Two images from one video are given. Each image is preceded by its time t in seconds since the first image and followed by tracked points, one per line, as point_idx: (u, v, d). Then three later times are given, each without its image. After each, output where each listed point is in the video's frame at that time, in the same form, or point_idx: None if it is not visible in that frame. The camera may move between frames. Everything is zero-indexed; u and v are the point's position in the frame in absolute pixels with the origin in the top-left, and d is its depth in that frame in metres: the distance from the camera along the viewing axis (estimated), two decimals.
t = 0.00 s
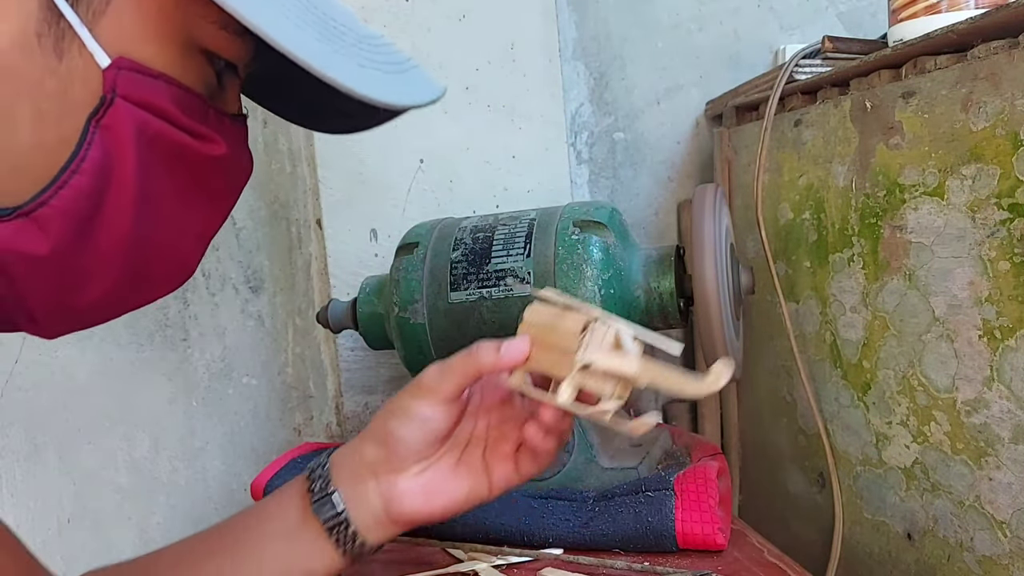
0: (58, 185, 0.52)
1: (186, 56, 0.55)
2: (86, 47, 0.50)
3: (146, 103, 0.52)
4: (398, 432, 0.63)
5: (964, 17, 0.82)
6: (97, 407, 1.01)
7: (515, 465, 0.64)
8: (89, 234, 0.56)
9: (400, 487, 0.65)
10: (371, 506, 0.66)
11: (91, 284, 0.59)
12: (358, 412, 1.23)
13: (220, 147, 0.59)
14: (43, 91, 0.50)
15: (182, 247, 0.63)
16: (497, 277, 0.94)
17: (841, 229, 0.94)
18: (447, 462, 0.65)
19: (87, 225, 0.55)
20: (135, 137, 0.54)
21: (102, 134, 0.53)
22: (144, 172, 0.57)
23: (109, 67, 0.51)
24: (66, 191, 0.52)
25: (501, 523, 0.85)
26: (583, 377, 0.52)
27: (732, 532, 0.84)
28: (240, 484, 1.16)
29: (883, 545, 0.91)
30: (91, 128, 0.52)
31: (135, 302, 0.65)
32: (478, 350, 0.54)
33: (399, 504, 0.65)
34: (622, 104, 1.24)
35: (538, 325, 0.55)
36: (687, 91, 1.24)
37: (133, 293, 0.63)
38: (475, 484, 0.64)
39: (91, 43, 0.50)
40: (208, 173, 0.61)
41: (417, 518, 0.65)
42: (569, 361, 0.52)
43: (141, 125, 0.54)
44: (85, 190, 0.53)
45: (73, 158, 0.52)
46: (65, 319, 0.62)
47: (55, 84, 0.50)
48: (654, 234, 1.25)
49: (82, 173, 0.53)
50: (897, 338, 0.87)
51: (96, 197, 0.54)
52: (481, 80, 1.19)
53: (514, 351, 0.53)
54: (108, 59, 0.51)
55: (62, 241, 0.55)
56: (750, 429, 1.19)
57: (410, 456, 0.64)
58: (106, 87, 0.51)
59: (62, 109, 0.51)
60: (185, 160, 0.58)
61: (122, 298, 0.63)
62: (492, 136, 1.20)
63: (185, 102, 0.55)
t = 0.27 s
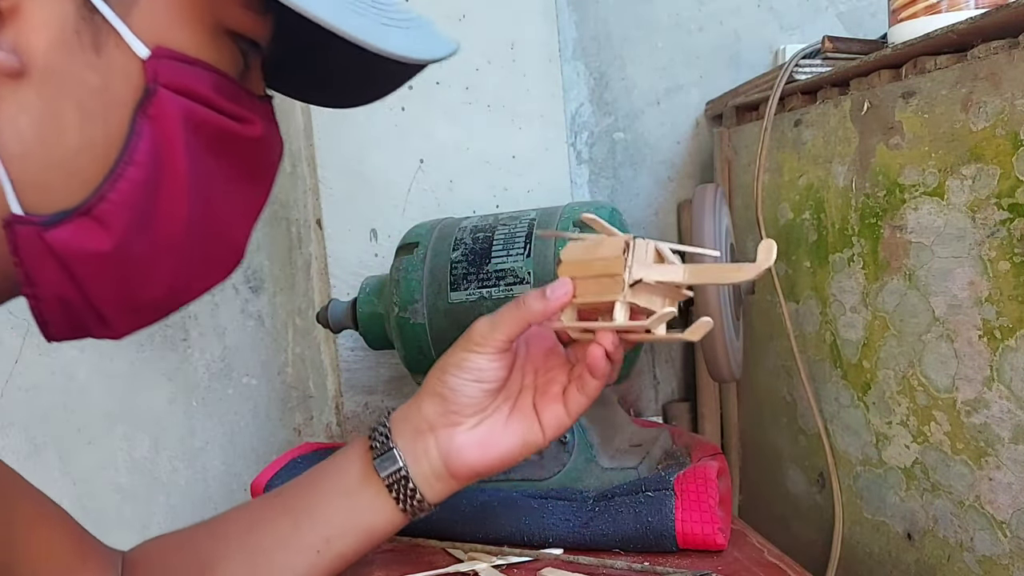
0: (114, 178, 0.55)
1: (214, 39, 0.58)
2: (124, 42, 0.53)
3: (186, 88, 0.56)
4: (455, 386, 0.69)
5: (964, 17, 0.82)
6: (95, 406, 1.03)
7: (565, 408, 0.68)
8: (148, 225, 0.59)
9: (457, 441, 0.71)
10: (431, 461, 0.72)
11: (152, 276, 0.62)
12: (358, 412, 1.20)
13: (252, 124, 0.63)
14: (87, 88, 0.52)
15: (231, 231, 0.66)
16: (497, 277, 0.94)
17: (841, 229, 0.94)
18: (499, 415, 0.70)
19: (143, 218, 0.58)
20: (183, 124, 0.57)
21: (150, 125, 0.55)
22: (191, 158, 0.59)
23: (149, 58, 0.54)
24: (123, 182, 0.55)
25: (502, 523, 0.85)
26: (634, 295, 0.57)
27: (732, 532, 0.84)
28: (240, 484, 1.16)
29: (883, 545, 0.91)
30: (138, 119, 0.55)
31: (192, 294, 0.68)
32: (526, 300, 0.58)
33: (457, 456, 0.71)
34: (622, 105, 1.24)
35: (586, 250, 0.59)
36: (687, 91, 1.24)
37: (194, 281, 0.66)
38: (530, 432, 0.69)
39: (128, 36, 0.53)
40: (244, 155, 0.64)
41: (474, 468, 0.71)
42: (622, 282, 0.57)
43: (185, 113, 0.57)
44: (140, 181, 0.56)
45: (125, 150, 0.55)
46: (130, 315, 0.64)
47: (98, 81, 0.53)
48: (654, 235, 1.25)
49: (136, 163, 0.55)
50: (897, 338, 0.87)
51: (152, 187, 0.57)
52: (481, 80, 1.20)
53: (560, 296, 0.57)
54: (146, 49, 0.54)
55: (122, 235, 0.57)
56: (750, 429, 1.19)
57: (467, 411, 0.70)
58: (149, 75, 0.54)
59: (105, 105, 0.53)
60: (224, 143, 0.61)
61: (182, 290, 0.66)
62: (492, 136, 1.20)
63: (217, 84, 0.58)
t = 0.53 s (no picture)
0: (198, 265, 0.54)
1: (309, 126, 0.56)
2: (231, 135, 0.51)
3: (280, 177, 0.54)
4: (460, 411, 0.77)
5: (964, 17, 0.82)
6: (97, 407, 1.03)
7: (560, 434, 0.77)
8: (224, 305, 0.58)
9: (460, 464, 0.78)
10: (431, 482, 0.79)
11: (216, 347, 0.62)
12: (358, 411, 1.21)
13: (330, 206, 0.62)
14: (186, 177, 0.51)
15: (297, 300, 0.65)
16: (497, 277, 0.94)
17: (841, 229, 0.94)
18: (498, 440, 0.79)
19: (222, 301, 0.57)
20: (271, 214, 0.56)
21: (240, 213, 0.54)
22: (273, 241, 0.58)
23: (249, 147, 0.52)
24: (207, 268, 0.54)
25: (502, 524, 0.85)
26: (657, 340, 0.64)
27: (732, 532, 0.84)
28: (241, 484, 1.15)
29: (883, 545, 0.91)
30: (229, 208, 0.54)
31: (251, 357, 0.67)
32: (539, 338, 0.66)
33: (459, 479, 0.78)
34: (622, 104, 1.24)
35: (604, 300, 0.67)
36: (687, 91, 1.24)
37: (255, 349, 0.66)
38: (528, 458, 0.78)
39: (234, 128, 0.51)
40: (321, 237, 0.63)
41: (472, 490, 0.78)
42: (646, 325, 0.64)
43: (276, 202, 0.55)
44: (223, 267, 0.55)
45: (213, 237, 0.54)
46: (192, 382, 0.64)
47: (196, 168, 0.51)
48: (654, 235, 1.25)
49: (221, 252, 0.54)
50: (897, 338, 0.87)
51: (233, 273, 0.56)
52: (481, 80, 1.20)
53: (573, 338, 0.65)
54: (248, 139, 0.52)
55: (197, 317, 0.57)
56: (750, 429, 1.19)
57: (469, 436, 0.78)
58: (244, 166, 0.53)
59: (205, 194, 0.52)
60: (307, 227, 0.61)
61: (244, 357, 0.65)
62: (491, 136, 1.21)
63: (308, 170, 0.57)
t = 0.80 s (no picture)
0: (211, 291, 0.56)
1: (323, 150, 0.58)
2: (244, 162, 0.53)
3: (293, 204, 0.56)
4: (456, 423, 0.76)
5: (964, 17, 0.82)
6: (98, 407, 1.03)
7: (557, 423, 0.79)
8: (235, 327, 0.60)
9: (466, 475, 0.78)
10: (436, 495, 0.79)
11: (227, 367, 0.63)
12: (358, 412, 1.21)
13: (341, 229, 0.63)
14: (202, 204, 0.53)
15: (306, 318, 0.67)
16: (497, 277, 0.94)
17: (841, 229, 0.94)
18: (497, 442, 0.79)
19: (234, 325, 0.59)
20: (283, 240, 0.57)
21: (253, 240, 0.56)
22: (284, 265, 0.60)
23: (264, 176, 0.54)
24: (220, 294, 0.56)
25: (502, 524, 0.85)
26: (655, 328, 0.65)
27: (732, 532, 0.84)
28: (241, 484, 1.15)
29: (883, 545, 0.91)
30: (242, 236, 0.55)
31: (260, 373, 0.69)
32: (537, 345, 0.65)
33: (468, 489, 0.78)
34: (622, 104, 1.23)
35: (592, 295, 0.66)
36: (687, 91, 1.24)
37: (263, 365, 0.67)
38: (527, 450, 0.79)
39: (248, 157, 0.53)
40: (331, 260, 0.65)
41: (480, 495, 0.79)
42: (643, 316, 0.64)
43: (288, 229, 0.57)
44: (235, 292, 0.57)
45: (227, 264, 0.56)
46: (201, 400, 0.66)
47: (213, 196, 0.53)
48: (654, 235, 1.25)
49: (234, 278, 0.56)
50: (897, 338, 0.87)
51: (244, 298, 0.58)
52: (481, 80, 1.20)
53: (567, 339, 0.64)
54: (262, 168, 0.54)
55: (209, 341, 0.58)
56: (750, 429, 1.19)
57: (469, 449, 0.78)
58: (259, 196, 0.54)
59: (219, 220, 0.54)
60: (318, 251, 0.62)
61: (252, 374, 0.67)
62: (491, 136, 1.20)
63: (319, 195, 0.59)
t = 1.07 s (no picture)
0: (208, 294, 0.56)
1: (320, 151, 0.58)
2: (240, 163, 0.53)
3: (288, 206, 0.56)
4: (451, 415, 0.77)
5: (963, 17, 0.82)
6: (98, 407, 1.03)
7: (557, 430, 0.78)
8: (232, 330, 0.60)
9: (461, 470, 0.78)
10: (431, 490, 0.79)
11: (225, 370, 0.63)
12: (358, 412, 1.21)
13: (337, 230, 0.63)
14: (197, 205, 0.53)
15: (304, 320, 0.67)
16: (497, 278, 0.94)
17: (841, 229, 0.94)
18: (496, 440, 0.79)
19: (231, 327, 0.59)
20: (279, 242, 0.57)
21: (249, 242, 0.56)
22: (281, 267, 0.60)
23: (260, 178, 0.54)
24: (216, 297, 0.56)
25: (502, 524, 0.85)
26: (642, 322, 0.65)
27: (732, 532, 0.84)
28: (241, 484, 1.15)
29: (883, 545, 0.91)
30: (238, 237, 0.55)
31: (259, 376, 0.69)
32: (526, 327, 0.66)
33: (462, 484, 0.78)
34: (623, 105, 1.23)
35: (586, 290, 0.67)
36: (687, 91, 1.24)
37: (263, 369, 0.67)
38: (525, 454, 0.79)
39: (244, 159, 0.53)
40: (329, 261, 0.65)
41: (475, 494, 0.79)
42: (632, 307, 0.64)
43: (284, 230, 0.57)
44: (232, 295, 0.57)
45: (223, 266, 0.56)
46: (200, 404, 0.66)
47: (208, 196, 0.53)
48: (654, 235, 1.25)
49: (230, 280, 0.56)
50: (897, 337, 0.87)
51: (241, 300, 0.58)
52: (481, 80, 1.20)
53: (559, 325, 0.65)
54: (258, 170, 0.54)
55: (206, 344, 0.58)
56: (750, 429, 1.19)
57: (466, 440, 0.78)
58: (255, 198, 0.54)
59: (214, 221, 0.54)
60: (314, 253, 0.62)
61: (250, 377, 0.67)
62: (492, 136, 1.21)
63: (316, 197, 0.59)
